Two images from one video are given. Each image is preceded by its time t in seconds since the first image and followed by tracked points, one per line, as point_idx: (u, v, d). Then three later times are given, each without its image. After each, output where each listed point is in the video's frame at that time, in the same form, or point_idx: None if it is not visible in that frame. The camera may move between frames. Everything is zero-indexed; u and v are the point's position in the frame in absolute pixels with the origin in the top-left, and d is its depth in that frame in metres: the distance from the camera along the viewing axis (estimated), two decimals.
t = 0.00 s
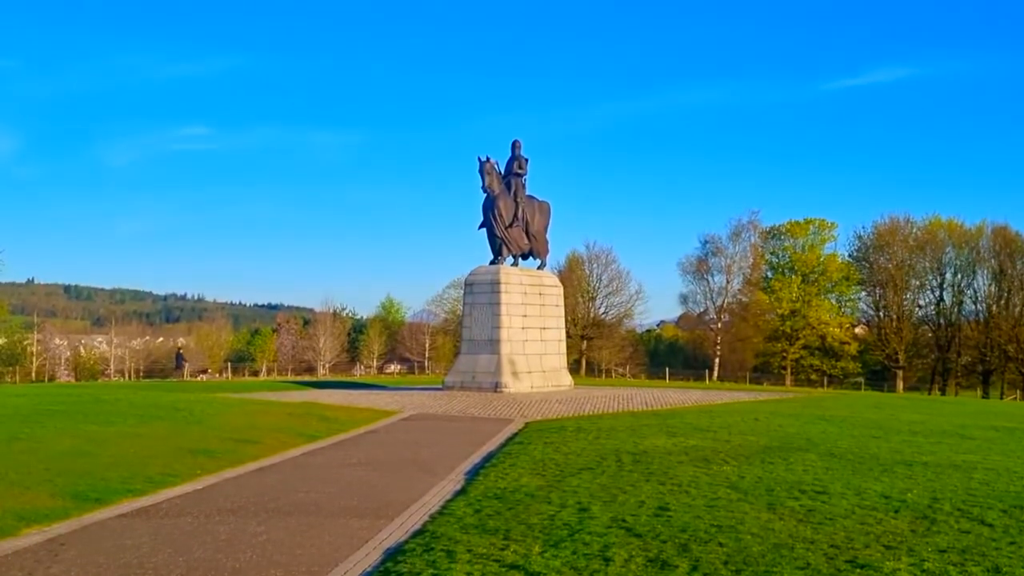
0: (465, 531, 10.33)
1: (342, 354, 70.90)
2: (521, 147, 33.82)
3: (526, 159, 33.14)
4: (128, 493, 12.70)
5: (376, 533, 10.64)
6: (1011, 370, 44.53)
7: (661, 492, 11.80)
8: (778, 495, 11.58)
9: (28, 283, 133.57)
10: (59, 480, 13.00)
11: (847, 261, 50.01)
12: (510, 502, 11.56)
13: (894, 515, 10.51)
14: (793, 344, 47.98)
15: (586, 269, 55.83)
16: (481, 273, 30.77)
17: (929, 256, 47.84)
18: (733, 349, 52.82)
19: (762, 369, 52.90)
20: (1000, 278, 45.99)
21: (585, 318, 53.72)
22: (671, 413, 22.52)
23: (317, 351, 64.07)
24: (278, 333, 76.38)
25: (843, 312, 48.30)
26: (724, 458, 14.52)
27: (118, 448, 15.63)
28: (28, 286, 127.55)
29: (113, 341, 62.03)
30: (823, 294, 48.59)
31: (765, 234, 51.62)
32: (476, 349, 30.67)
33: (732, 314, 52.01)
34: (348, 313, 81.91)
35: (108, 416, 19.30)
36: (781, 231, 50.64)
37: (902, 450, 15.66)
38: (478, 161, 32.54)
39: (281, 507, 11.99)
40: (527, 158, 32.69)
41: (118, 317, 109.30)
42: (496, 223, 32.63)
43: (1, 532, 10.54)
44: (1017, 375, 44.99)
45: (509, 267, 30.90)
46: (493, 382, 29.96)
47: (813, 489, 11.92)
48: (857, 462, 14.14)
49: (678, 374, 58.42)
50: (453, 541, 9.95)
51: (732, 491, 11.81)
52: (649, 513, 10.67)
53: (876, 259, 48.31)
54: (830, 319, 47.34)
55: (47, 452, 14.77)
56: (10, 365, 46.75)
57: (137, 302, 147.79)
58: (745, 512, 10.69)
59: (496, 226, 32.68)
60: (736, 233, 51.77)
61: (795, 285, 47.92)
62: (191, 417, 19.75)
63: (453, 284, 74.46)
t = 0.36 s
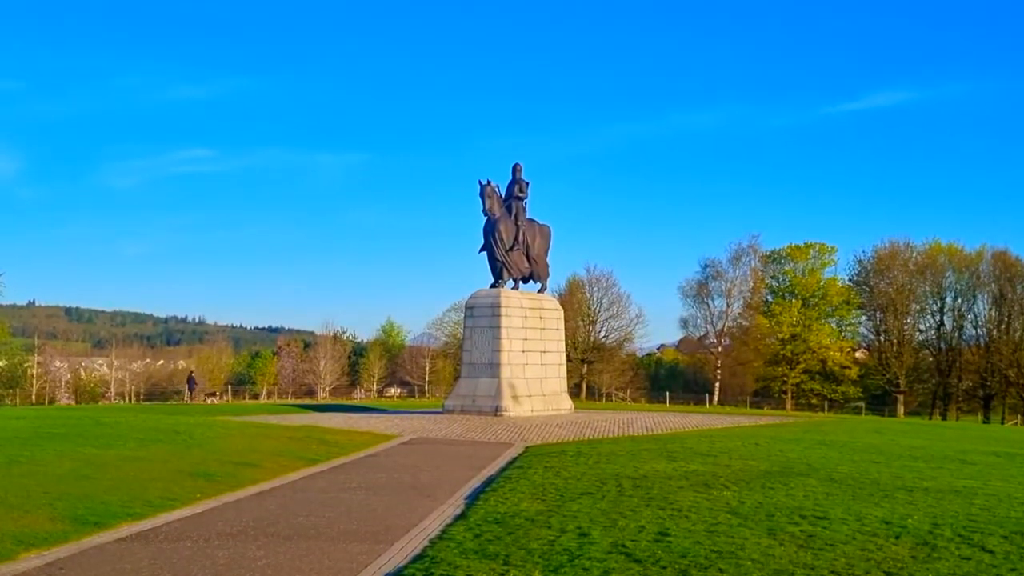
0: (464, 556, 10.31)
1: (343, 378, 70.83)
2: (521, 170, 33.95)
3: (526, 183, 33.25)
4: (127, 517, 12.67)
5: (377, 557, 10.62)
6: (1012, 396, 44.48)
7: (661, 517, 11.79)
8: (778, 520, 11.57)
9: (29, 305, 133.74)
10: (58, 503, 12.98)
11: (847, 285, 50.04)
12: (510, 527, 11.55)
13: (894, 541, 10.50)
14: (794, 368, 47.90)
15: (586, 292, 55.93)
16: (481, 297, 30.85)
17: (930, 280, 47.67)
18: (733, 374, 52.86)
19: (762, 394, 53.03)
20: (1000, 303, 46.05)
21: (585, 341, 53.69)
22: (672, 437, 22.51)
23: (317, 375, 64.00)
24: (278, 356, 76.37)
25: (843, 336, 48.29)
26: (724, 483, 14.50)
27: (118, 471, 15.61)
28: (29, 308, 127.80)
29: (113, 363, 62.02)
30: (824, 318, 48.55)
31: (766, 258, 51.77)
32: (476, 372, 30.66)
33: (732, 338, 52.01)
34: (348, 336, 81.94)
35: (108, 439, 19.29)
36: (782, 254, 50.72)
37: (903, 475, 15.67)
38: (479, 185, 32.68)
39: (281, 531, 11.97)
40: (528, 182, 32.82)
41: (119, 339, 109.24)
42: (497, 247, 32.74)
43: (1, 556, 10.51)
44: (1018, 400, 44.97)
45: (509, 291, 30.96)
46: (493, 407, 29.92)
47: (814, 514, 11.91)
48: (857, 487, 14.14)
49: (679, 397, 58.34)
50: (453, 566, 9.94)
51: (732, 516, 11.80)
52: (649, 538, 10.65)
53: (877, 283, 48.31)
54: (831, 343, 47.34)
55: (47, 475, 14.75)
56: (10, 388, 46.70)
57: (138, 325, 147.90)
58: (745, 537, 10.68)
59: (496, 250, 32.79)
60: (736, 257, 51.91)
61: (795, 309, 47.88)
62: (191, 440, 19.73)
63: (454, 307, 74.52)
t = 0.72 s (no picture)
0: (464, 572, 10.29)
1: (342, 393, 70.73)
2: (521, 186, 34.02)
3: (526, 198, 33.31)
4: (126, 532, 12.64)
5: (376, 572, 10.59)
6: (1012, 412, 44.30)
7: (660, 533, 11.78)
8: (777, 536, 11.56)
9: (30, 319, 133.80)
10: (57, 518, 12.95)
11: (847, 300, 50.08)
12: (510, 543, 11.52)
13: (894, 558, 10.48)
14: (794, 384, 47.84)
15: (587, 307, 55.98)
16: (481, 312, 30.88)
17: (930, 295, 47.84)
18: (733, 389, 53.21)
19: (762, 410, 53.02)
20: (1000, 319, 46.07)
21: (585, 356, 53.63)
22: (672, 453, 22.50)
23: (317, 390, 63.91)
24: (278, 371, 76.35)
25: (843, 351, 48.27)
26: (724, 499, 14.49)
27: (118, 486, 15.59)
28: (29, 323, 127.83)
29: (113, 378, 61.97)
30: (824, 334, 48.53)
31: (765, 273, 52.10)
32: (475, 387, 30.64)
33: (732, 354, 51.96)
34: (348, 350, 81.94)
35: (107, 453, 19.27)
36: (781, 270, 51.24)
37: (902, 492, 15.66)
38: (479, 200, 32.76)
39: (280, 546, 11.94)
40: (528, 198, 32.89)
41: (118, 353, 109.18)
42: (497, 262, 32.80)
43: None
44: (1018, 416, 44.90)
45: (509, 306, 30.99)
46: (493, 422, 29.85)
47: (813, 531, 11.90)
48: (857, 504, 14.13)
49: (679, 413, 58.21)
50: None
51: (732, 533, 11.80)
52: (649, 555, 10.64)
53: (877, 299, 48.35)
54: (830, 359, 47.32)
55: (46, 490, 14.72)
56: (9, 402, 46.65)
57: (138, 339, 147.83)
58: (745, 554, 10.67)
59: (496, 265, 32.85)
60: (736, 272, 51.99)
61: (795, 325, 47.87)
62: (191, 455, 19.69)
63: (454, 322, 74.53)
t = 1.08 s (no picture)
0: None
1: (342, 401, 70.72)
2: (521, 195, 34.06)
3: (526, 207, 33.33)
4: (125, 541, 12.63)
5: None
6: (1011, 421, 44.39)
7: (659, 542, 11.78)
8: (776, 546, 11.57)
9: (30, 327, 133.85)
10: (56, 527, 12.94)
11: (846, 309, 50.12)
12: (508, 552, 11.52)
13: (893, 568, 10.49)
14: (793, 394, 47.85)
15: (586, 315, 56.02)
16: (481, 320, 30.91)
17: (929, 304, 47.82)
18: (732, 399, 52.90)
19: (761, 419, 52.96)
20: (999, 328, 46.14)
21: (584, 365, 53.63)
22: (672, 463, 22.52)
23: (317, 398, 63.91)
24: (277, 380, 76.38)
25: (842, 360, 48.21)
26: (723, 509, 14.51)
27: (117, 495, 15.59)
28: (29, 331, 127.79)
29: (112, 386, 61.99)
30: (823, 343, 48.56)
31: (765, 282, 52.13)
32: (475, 397, 30.64)
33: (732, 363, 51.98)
34: (347, 359, 82.00)
35: (107, 462, 19.28)
36: (780, 279, 50.78)
37: (901, 501, 15.70)
38: (479, 209, 32.81)
39: (279, 556, 11.92)
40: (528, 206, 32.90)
41: (118, 362, 109.20)
42: (497, 271, 32.83)
43: None
44: (1017, 425, 44.87)
45: (509, 315, 31.01)
46: (492, 431, 29.83)
47: (812, 540, 11.90)
48: (857, 513, 14.15)
49: (678, 422, 58.21)
50: None
51: (731, 542, 11.80)
52: (648, 564, 10.63)
53: (876, 307, 48.27)
54: (830, 368, 47.33)
55: (45, 498, 14.71)
56: (9, 410, 46.66)
57: (138, 347, 147.83)
58: (745, 563, 10.67)
59: (496, 274, 32.87)
60: (735, 282, 52.05)
61: (794, 334, 47.91)
62: (190, 463, 19.69)
63: (454, 331, 74.58)
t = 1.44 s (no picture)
0: None
1: (341, 406, 70.71)
2: (521, 199, 34.07)
3: (526, 212, 33.35)
4: (123, 546, 12.62)
5: None
6: (1009, 427, 44.72)
7: (658, 547, 11.78)
8: (775, 551, 11.57)
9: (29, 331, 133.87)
10: (54, 532, 12.93)
11: (845, 314, 50.13)
12: (507, 557, 11.53)
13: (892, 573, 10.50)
14: (791, 399, 47.84)
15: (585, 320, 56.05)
16: (480, 325, 30.93)
17: (928, 310, 47.81)
18: (732, 403, 52.32)
19: (760, 423, 52.79)
20: (998, 333, 46.20)
21: (583, 370, 53.62)
22: (670, 468, 22.52)
23: (316, 403, 63.89)
24: (276, 384, 76.31)
25: (841, 365, 48.10)
26: (722, 514, 14.51)
27: (116, 500, 15.58)
28: (27, 335, 127.73)
29: (112, 391, 61.99)
30: (822, 348, 48.58)
31: (764, 287, 52.14)
32: (474, 402, 30.62)
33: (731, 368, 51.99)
34: (346, 364, 81.99)
35: (106, 466, 19.26)
36: (780, 284, 51.04)
37: (900, 506, 15.71)
38: (478, 214, 32.83)
39: (277, 561, 11.92)
40: (527, 211, 32.94)
41: (117, 366, 109.13)
42: (496, 276, 32.86)
43: None
44: (1016, 431, 44.88)
45: (508, 320, 31.03)
46: (491, 436, 29.80)
47: (812, 545, 11.91)
48: (856, 518, 14.16)
49: (677, 427, 58.18)
50: None
51: (730, 547, 11.80)
52: (647, 569, 10.63)
53: (875, 313, 48.24)
54: (829, 373, 47.33)
55: (43, 503, 14.70)
56: (8, 415, 46.66)
57: (137, 352, 147.89)
58: (744, 569, 10.67)
59: (495, 279, 32.90)
60: (734, 287, 51.94)
61: (793, 339, 47.97)
62: (189, 468, 19.69)
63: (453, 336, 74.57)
